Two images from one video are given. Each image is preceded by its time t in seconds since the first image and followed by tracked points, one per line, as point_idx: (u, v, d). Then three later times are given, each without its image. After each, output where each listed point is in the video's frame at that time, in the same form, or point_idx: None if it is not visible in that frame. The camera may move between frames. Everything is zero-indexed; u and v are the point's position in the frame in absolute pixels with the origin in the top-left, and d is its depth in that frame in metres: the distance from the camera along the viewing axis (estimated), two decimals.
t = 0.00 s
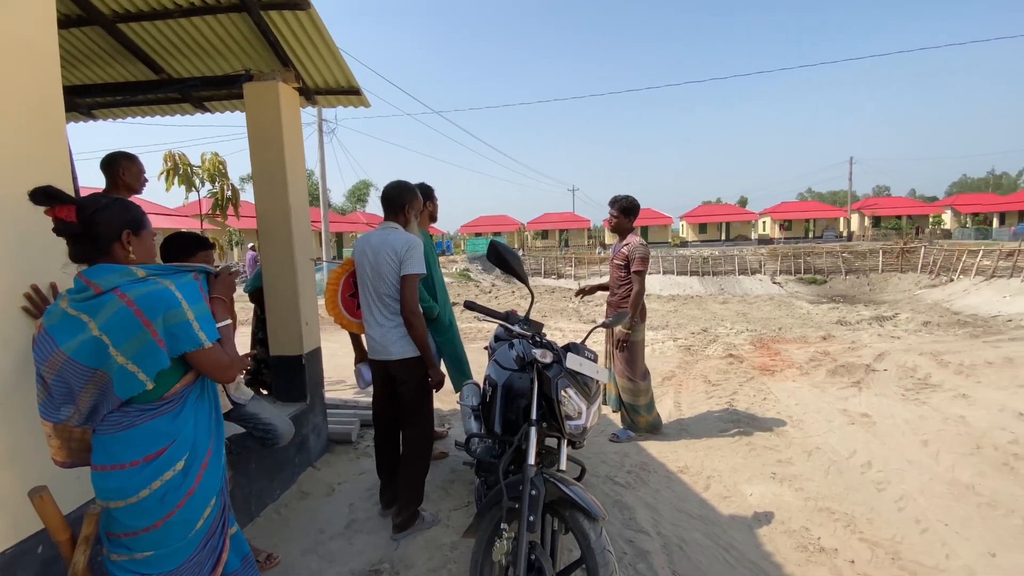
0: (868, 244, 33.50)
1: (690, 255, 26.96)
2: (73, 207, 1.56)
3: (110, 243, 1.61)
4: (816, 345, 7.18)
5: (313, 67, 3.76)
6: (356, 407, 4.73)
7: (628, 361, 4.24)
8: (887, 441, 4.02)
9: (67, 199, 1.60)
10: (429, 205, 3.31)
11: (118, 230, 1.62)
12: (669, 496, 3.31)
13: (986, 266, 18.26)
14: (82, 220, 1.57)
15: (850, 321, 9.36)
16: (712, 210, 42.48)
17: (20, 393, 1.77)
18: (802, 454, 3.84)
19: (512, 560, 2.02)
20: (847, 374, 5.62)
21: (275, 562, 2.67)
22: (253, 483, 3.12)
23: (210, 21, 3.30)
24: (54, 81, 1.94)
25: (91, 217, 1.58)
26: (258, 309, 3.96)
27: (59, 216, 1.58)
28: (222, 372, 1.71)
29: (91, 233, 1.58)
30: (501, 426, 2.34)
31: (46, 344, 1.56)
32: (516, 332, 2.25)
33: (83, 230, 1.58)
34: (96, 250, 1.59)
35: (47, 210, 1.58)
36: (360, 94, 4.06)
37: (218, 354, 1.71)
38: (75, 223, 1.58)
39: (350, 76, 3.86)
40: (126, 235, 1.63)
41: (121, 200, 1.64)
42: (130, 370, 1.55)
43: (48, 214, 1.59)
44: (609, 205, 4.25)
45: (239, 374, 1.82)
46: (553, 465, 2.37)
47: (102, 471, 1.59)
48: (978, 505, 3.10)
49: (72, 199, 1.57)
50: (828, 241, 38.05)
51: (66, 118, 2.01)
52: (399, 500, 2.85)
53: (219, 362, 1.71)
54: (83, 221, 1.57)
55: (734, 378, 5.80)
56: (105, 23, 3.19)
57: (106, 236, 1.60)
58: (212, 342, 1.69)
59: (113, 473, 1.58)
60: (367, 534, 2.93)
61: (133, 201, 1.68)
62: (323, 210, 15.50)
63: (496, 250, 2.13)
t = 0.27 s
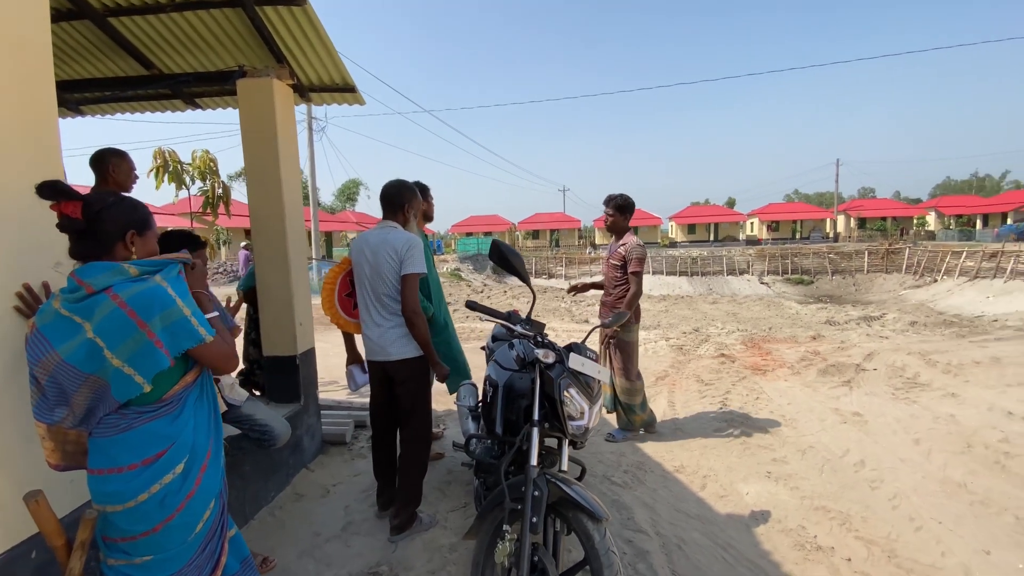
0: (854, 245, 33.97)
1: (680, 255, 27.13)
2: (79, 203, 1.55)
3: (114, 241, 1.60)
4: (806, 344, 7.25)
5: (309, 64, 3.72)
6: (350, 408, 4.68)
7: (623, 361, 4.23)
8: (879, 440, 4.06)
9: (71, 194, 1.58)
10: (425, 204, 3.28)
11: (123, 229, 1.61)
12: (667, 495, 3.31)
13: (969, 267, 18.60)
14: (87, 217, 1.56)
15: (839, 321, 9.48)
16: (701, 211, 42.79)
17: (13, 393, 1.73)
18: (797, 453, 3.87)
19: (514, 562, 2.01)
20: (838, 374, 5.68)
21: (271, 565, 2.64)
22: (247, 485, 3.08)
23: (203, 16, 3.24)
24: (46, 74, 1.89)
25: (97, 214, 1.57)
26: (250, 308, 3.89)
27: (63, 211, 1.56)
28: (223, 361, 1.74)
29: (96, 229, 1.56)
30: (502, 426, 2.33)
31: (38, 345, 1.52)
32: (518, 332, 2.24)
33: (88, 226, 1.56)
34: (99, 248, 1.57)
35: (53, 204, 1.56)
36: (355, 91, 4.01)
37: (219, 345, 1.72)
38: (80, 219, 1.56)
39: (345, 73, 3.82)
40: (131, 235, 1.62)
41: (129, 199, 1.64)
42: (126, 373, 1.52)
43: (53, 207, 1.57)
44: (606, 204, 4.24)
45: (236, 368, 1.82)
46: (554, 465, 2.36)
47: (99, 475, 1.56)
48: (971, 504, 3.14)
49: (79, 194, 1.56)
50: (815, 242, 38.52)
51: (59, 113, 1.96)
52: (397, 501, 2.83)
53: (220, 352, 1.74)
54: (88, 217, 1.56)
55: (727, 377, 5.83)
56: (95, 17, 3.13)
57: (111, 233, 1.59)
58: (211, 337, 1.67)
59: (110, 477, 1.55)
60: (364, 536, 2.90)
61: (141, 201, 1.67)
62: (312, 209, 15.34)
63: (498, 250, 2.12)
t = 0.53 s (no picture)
0: (839, 246, 34.52)
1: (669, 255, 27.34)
2: (99, 207, 1.56)
3: (127, 248, 1.61)
4: (796, 344, 7.35)
5: (306, 64, 3.69)
6: (345, 410, 4.65)
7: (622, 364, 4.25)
8: (870, 439, 4.14)
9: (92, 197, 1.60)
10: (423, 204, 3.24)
11: (138, 237, 1.62)
12: (665, 496, 3.34)
13: (950, 268, 19.00)
14: (105, 222, 1.57)
15: (826, 321, 9.63)
16: (689, 212, 43.15)
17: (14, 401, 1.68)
18: (791, 453, 3.93)
19: (523, 565, 2.02)
20: (828, 374, 5.77)
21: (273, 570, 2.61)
22: (246, 490, 3.05)
23: (200, 14, 3.20)
24: (45, 73, 1.84)
25: (115, 219, 1.58)
26: (246, 310, 3.85)
27: (81, 213, 1.57)
28: (233, 358, 1.71)
29: (111, 234, 1.57)
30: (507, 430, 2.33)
31: (40, 352, 1.47)
32: (524, 336, 2.24)
33: (103, 230, 1.57)
34: (111, 254, 1.58)
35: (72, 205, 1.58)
36: (352, 91, 3.98)
37: (225, 343, 1.68)
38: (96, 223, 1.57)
39: (343, 73, 3.80)
40: (144, 244, 1.63)
41: (148, 208, 1.65)
42: (133, 380, 1.48)
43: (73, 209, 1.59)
44: (603, 206, 4.26)
45: (241, 369, 1.80)
46: (558, 468, 2.37)
47: (105, 483, 1.52)
48: (961, 501, 3.22)
49: (100, 198, 1.57)
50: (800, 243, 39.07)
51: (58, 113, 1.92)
52: (399, 506, 2.83)
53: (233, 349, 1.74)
54: (105, 222, 1.56)
55: (719, 378, 5.90)
56: (88, 13, 3.06)
57: (125, 240, 1.59)
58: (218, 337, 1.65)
59: (117, 485, 1.51)
60: (365, 540, 2.89)
61: (158, 210, 1.69)
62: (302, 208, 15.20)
63: (504, 254, 2.10)
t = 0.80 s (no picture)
0: (825, 246, 35.01)
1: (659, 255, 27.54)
2: (109, 207, 1.55)
3: (135, 247, 1.57)
4: (786, 343, 7.46)
5: (304, 62, 3.67)
6: (342, 410, 4.63)
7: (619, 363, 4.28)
8: (861, 435, 4.23)
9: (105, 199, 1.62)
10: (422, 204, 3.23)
11: (145, 236, 1.59)
12: (663, 493, 3.38)
13: (933, 267, 19.38)
14: (114, 221, 1.54)
15: (814, 319, 9.79)
16: (678, 212, 43.47)
17: (20, 401, 1.64)
18: (785, 449, 3.99)
19: (530, 562, 2.03)
20: (819, 371, 5.87)
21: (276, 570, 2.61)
22: (246, 490, 3.03)
23: (198, 11, 3.17)
24: (48, 69, 1.82)
25: (123, 218, 1.56)
26: (243, 310, 3.84)
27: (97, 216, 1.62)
28: (241, 360, 1.68)
29: (119, 232, 1.53)
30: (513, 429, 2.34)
31: (46, 352, 1.43)
32: (530, 335, 2.24)
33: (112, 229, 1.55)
34: (119, 253, 1.54)
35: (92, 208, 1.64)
36: (350, 90, 3.97)
37: (236, 344, 1.66)
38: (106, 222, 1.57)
39: (341, 71, 3.79)
40: (152, 242, 1.60)
41: (155, 206, 1.63)
42: (145, 380, 1.45)
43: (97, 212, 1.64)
44: (600, 206, 4.28)
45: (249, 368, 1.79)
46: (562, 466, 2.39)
47: (113, 485, 1.49)
48: (951, 495, 3.30)
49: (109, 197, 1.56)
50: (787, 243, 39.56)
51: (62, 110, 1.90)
52: (402, 505, 2.84)
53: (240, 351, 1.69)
54: (114, 221, 1.54)
55: (713, 376, 5.97)
56: (83, 9, 3.02)
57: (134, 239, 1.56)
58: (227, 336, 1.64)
59: (126, 486, 1.48)
60: (367, 540, 2.89)
61: (165, 209, 1.66)
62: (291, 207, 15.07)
63: (512, 253, 2.13)
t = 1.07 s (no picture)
0: (814, 245, 35.45)
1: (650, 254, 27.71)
2: (114, 202, 1.50)
3: (144, 244, 1.54)
4: (777, 340, 7.56)
5: (301, 59, 3.67)
6: (339, 408, 4.64)
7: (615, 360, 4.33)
8: (852, 431, 4.31)
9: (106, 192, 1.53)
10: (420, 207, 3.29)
11: (152, 233, 1.56)
12: (660, 488, 3.43)
13: (919, 267, 19.71)
14: (122, 217, 1.50)
15: (804, 318, 9.92)
16: (669, 211, 43.73)
17: (24, 398, 1.63)
18: (778, 445, 4.06)
19: (533, 555, 2.06)
20: (810, 368, 5.96)
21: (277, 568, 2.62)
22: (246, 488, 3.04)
23: (196, 8, 3.16)
24: (51, 65, 1.81)
25: (130, 214, 1.52)
26: (240, 308, 3.83)
27: (98, 210, 1.51)
28: (247, 358, 1.66)
29: (127, 229, 1.50)
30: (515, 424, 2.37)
31: (57, 348, 1.43)
32: (533, 332, 2.27)
33: (119, 226, 1.50)
34: (128, 250, 1.52)
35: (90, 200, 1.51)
36: (347, 88, 3.97)
37: (245, 342, 1.66)
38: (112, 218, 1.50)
39: (339, 69, 3.79)
40: (159, 238, 1.57)
41: (159, 201, 1.60)
42: (155, 377, 1.46)
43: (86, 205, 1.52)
44: (594, 205, 4.31)
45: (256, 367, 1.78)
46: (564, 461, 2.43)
47: (122, 481, 1.49)
48: (940, 488, 3.38)
49: (113, 192, 1.50)
50: (776, 242, 39.98)
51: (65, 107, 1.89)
52: (403, 501, 2.86)
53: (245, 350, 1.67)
54: (123, 218, 1.50)
55: (705, 373, 6.04)
56: (80, 5, 3.00)
57: (141, 235, 1.53)
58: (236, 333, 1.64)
59: (135, 483, 1.48)
60: (368, 537, 2.91)
61: (167, 202, 1.63)
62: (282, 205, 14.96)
63: (515, 252, 2.15)
